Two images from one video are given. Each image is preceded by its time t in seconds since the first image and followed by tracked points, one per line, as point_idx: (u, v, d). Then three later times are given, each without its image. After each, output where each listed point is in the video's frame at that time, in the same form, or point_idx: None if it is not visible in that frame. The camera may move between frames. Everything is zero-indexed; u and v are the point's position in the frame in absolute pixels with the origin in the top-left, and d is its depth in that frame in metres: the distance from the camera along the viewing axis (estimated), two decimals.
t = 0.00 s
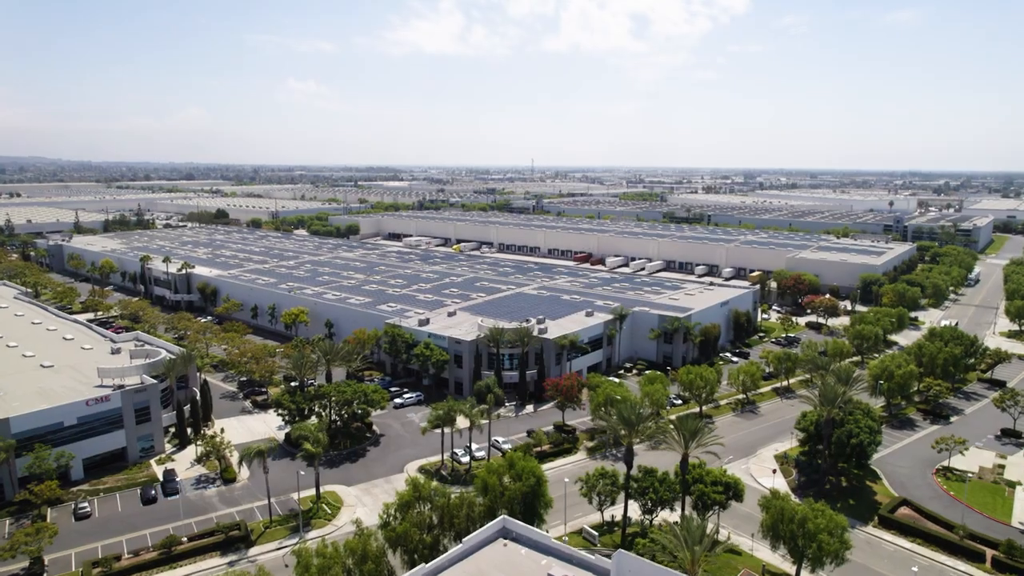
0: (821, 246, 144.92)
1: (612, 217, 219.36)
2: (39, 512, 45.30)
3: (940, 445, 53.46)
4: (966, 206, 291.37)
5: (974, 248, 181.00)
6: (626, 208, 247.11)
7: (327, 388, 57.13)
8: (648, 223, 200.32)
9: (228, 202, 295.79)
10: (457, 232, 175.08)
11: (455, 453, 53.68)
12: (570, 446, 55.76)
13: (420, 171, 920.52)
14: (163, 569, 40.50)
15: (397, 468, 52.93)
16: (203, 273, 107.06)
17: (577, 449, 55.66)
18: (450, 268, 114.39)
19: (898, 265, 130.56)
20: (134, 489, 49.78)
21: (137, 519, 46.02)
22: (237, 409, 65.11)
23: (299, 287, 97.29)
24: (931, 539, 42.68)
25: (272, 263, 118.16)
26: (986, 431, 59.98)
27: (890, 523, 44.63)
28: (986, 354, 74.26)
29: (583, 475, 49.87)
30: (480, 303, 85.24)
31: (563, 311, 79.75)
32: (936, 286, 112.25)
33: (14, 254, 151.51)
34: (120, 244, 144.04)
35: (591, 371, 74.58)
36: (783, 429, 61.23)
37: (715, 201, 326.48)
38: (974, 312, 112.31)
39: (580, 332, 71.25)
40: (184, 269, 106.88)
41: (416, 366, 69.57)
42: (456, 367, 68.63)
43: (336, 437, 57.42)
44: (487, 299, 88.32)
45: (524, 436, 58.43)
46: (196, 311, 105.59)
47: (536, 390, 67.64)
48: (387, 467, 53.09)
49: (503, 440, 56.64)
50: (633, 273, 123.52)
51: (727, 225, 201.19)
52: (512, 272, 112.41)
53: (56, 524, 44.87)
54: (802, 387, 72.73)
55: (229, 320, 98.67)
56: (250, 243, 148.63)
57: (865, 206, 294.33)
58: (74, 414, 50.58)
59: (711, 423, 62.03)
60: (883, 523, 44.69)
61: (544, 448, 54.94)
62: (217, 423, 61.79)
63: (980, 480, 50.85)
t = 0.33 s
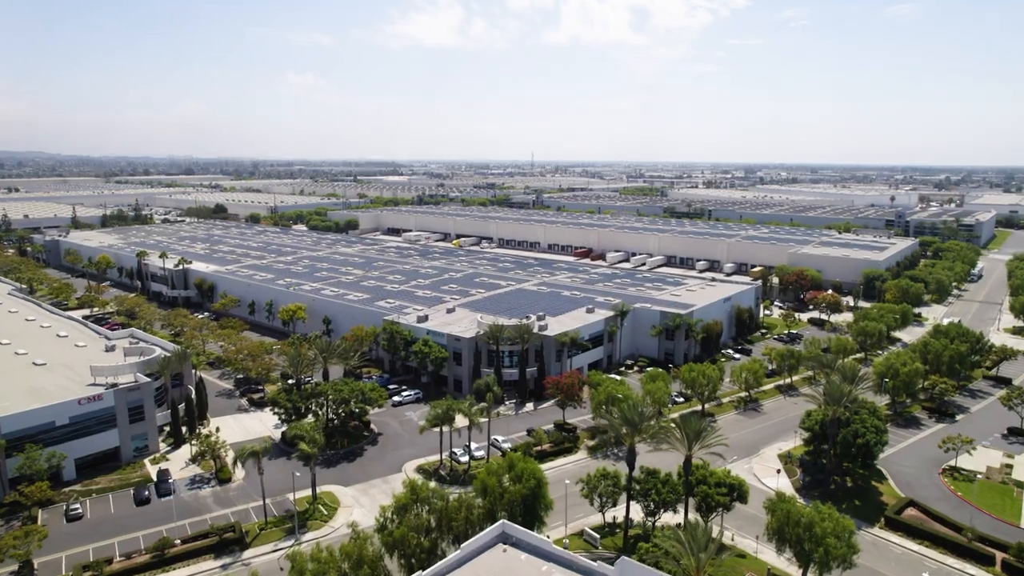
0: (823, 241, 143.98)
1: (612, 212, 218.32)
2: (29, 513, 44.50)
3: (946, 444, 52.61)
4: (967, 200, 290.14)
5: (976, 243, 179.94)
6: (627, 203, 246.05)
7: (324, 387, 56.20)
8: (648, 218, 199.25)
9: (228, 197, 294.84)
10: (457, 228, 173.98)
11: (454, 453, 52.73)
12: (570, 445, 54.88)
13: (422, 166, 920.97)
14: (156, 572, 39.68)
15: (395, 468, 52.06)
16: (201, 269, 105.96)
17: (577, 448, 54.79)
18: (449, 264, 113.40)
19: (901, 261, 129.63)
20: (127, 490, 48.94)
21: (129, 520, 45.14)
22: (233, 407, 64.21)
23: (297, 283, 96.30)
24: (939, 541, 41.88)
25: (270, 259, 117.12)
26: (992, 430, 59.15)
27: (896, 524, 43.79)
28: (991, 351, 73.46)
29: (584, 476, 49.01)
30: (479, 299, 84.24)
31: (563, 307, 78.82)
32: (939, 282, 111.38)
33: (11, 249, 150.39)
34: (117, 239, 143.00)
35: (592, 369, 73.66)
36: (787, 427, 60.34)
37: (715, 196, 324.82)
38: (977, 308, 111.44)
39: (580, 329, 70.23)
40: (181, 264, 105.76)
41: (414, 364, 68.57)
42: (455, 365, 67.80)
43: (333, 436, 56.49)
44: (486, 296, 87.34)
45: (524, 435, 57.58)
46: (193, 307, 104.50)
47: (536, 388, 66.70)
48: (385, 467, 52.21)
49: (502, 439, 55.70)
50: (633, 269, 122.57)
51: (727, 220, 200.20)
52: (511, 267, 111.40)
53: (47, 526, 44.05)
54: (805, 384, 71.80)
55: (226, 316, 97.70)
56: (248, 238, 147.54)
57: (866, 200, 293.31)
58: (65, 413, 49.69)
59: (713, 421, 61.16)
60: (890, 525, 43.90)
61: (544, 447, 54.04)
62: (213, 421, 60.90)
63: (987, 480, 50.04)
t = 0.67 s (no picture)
0: (825, 236, 142.81)
1: (613, 207, 217.20)
2: (19, 515, 43.63)
3: (953, 444, 51.72)
4: (969, 195, 288.90)
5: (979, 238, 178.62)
6: (627, 198, 244.60)
7: (321, 385, 55.22)
8: (649, 213, 198.15)
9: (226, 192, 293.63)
10: (456, 223, 172.82)
11: (453, 452, 51.94)
12: (571, 445, 53.93)
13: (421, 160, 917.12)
14: None
15: (393, 468, 51.10)
16: (198, 265, 104.81)
17: (578, 447, 53.90)
18: (449, 260, 112.36)
19: (904, 256, 128.57)
20: (120, 491, 48.01)
21: (121, 522, 44.25)
22: (229, 405, 63.23)
23: (294, 279, 95.25)
24: (948, 544, 41.02)
25: (268, 254, 116.04)
26: (999, 429, 58.20)
27: (904, 526, 42.88)
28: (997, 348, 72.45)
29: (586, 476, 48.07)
30: (478, 296, 83.21)
31: (564, 304, 77.81)
32: (943, 277, 110.31)
33: (7, 245, 149.25)
34: (114, 234, 141.92)
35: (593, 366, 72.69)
36: (791, 426, 59.42)
37: (715, 190, 323.67)
38: (981, 304, 110.44)
39: (581, 326, 69.24)
40: (177, 260, 104.57)
41: (412, 361, 67.57)
42: (454, 362, 66.67)
43: (331, 436, 55.53)
44: (486, 292, 86.34)
45: (523, 434, 56.66)
46: (190, 303, 103.36)
47: (536, 386, 65.78)
48: (383, 467, 51.27)
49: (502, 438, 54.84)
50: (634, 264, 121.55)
51: (729, 215, 198.88)
52: (511, 263, 110.35)
53: (38, 528, 43.19)
54: (809, 381, 70.84)
55: (223, 312, 96.64)
56: (246, 233, 146.46)
57: (868, 195, 291.44)
58: (56, 413, 48.73)
59: (716, 420, 60.19)
60: (897, 526, 43.02)
61: (545, 446, 53.10)
62: (209, 420, 59.87)
63: (996, 481, 49.14)
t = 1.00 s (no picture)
0: (827, 231, 141.63)
1: (613, 202, 216.03)
2: (9, 517, 42.69)
3: (960, 444, 50.84)
4: (970, 190, 287.99)
5: (981, 233, 177.43)
6: (628, 192, 243.43)
7: (317, 383, 54.22)
8: (649, 208, 196.98)
9: (224, 187, 292.19)
10: (456, 218, 171.68)
11: (451, 451, 51.09)
12: (572, 444, 52.77)
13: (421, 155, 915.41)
14: None
15: (390, 468, 50.03)
16: (195, 260, 103.60)
17: (579, 446, 52.88)
18: (448, 255, 111.29)
19: (907, 251, 127.55)
20: (112, 492, 47.06)
21: (113, 525, 43.28)
22: (225, 403, 62.25)
23: (291, 275, 94.20)
24: (956, 547, 40.12)
25: (265, 250, 114.92)
26: (1006, 427, 57.26)
27: (911, 529, 41.95)
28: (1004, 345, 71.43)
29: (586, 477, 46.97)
30: (478, 292, 82.08)
31: (564, 300, 76.75)
32: (946, 273, 109.27)
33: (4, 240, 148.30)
34: (111, 229, 140.87)
35: (594, 363, 71.58)
36: (796, 425, 58.28)
37: (716, 185, 322.14)
38: (985, 300, 109.41)
39: (582, 323, 68.19)
40: (173, 256, 103.42)
41: (411, 358, 66.54)
42: (452, 359, 65.54)
43: (327, 435, 54.46)
44: (485, 288, 85.30)
45: (523, 432, 55.66)
46: (186, 299, 102.30)
47: (536, 384, 64.57)
48: (381, 467, 50.16)
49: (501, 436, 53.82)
50: (634, 260, 120.50)
51: (730, 210, 197.63)
52: (511, 258, 109.29)
53: (28, 531, 42.26)
54: (813, 378, 69.83)
55: (221, 309, 95.61)
56: (244, 228, 145.26)
57: (869, 190, 290.08)
58: (47, 413, 47.78)
59: (718, 419, 59.10)
60: (905, 528, 42.14)
61: (545, 445, 52.06)
62: (203, 418, 58.94)
63: (1004, 482, 48.23)
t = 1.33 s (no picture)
0: (829, 227, 140.44)
1: (613, 196, 214.86)
2: None
3: (968, 443, 49.93)
4: (972, 185, 286.95)
5: (984, 228, 176.31)
6: (629, 187, 242.23)
7: (313, 382, 53.18)
8: (650, 203, 195.97)
9: (223, 181, 290.93)
10: (456, 212, 170.48)
11: (449, 450, 50.19)
12: (573, 443, 51.68)
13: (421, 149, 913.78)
14: None
15: (388, 469, 48.98)
16: (191, 256, 102.43)
17: (580, 446, 51.85)
18: (447, 251, 110.16)
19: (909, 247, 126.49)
20: (104, 493, 46.02)
21: (104, 527, 42.27)
22: (221, 402, 61.14)
23: (289, 270, 93.15)
24: (966, 550, 39.15)
25: (263, 245, 113.74)
26: (1013, 427, 56.31)
27: (919, 531, 40.94)
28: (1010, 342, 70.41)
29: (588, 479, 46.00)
30: (477, 288, 80.99)
31: (565, 297, 75.68)
32: (950, 269, 108.24)
33: None
34: (108, 224, 139.68)
35: (594, 361, 70.56)
36: (803, 424, 57.17)
37: (717, 179, 321.06)
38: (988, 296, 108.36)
39: (583, 319, 67.20)
40: (170, 251, 102.18)
41: (409, 356, 65.48)
42: (451, 357, 64.48)
43: (324, 434, 53.40)
44: (485, 284, 84.17)
45: (523, 432, 54.65)
46: (183, 295, 101.21)
47: (537, 382, 63.42)
48: (379, 467, 49.13)
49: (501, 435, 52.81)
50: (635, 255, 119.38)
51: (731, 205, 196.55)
52: (511, 254, 108.20)
53: (17, 534, 41.27)
54: (816, 375, 68.79)
55: (218, 305, 94.45)
56: (242, 224, 144.08)
57: (870, 185, 288.76)
58: (37, 413, 46.78)
59: (722, 418, 57.95)
60: (913, 531, 41.14)
61: (545, 445, 50.98)
62: (199, 417, 57.80)
63: (1013, 483, 47.30)
